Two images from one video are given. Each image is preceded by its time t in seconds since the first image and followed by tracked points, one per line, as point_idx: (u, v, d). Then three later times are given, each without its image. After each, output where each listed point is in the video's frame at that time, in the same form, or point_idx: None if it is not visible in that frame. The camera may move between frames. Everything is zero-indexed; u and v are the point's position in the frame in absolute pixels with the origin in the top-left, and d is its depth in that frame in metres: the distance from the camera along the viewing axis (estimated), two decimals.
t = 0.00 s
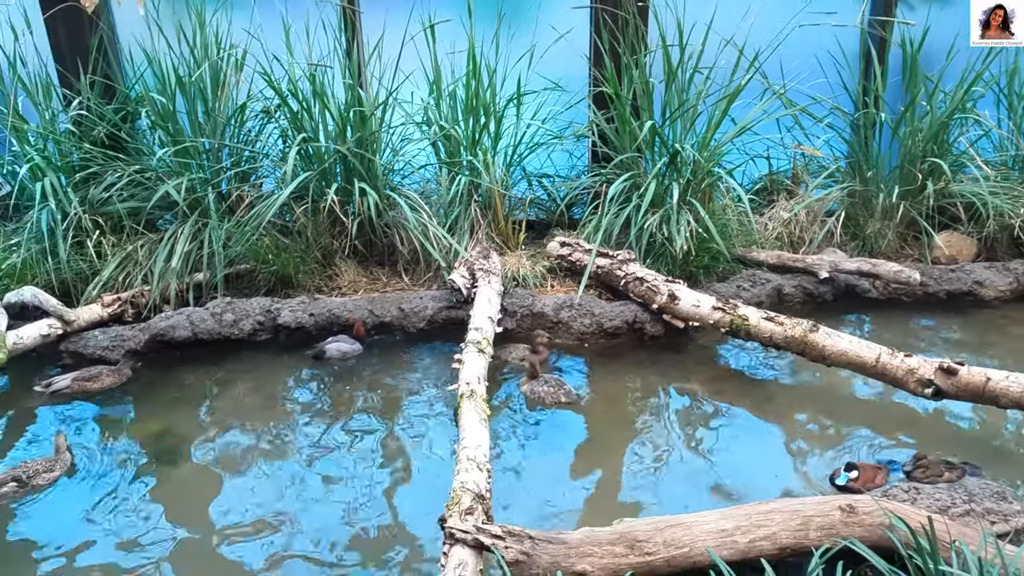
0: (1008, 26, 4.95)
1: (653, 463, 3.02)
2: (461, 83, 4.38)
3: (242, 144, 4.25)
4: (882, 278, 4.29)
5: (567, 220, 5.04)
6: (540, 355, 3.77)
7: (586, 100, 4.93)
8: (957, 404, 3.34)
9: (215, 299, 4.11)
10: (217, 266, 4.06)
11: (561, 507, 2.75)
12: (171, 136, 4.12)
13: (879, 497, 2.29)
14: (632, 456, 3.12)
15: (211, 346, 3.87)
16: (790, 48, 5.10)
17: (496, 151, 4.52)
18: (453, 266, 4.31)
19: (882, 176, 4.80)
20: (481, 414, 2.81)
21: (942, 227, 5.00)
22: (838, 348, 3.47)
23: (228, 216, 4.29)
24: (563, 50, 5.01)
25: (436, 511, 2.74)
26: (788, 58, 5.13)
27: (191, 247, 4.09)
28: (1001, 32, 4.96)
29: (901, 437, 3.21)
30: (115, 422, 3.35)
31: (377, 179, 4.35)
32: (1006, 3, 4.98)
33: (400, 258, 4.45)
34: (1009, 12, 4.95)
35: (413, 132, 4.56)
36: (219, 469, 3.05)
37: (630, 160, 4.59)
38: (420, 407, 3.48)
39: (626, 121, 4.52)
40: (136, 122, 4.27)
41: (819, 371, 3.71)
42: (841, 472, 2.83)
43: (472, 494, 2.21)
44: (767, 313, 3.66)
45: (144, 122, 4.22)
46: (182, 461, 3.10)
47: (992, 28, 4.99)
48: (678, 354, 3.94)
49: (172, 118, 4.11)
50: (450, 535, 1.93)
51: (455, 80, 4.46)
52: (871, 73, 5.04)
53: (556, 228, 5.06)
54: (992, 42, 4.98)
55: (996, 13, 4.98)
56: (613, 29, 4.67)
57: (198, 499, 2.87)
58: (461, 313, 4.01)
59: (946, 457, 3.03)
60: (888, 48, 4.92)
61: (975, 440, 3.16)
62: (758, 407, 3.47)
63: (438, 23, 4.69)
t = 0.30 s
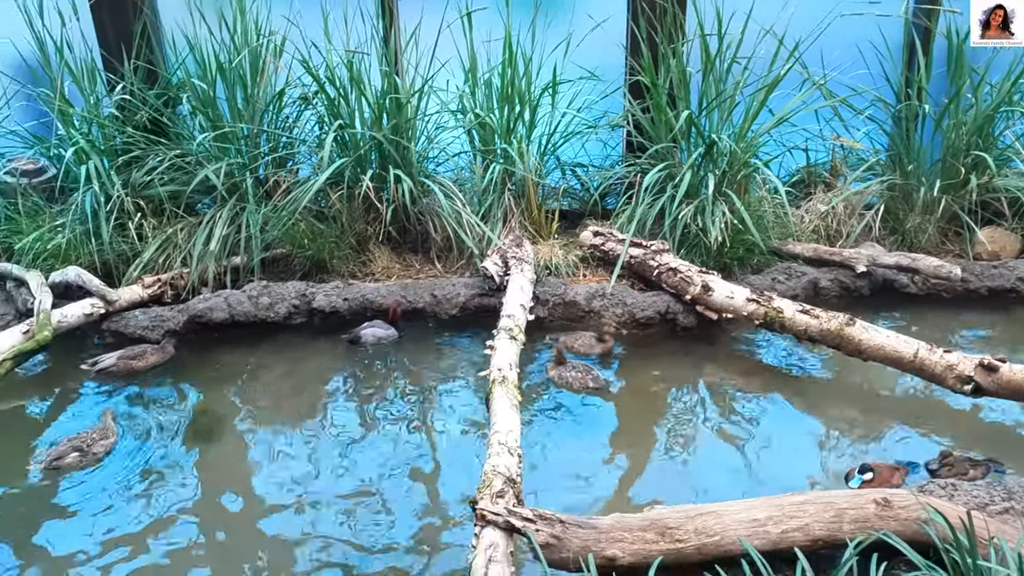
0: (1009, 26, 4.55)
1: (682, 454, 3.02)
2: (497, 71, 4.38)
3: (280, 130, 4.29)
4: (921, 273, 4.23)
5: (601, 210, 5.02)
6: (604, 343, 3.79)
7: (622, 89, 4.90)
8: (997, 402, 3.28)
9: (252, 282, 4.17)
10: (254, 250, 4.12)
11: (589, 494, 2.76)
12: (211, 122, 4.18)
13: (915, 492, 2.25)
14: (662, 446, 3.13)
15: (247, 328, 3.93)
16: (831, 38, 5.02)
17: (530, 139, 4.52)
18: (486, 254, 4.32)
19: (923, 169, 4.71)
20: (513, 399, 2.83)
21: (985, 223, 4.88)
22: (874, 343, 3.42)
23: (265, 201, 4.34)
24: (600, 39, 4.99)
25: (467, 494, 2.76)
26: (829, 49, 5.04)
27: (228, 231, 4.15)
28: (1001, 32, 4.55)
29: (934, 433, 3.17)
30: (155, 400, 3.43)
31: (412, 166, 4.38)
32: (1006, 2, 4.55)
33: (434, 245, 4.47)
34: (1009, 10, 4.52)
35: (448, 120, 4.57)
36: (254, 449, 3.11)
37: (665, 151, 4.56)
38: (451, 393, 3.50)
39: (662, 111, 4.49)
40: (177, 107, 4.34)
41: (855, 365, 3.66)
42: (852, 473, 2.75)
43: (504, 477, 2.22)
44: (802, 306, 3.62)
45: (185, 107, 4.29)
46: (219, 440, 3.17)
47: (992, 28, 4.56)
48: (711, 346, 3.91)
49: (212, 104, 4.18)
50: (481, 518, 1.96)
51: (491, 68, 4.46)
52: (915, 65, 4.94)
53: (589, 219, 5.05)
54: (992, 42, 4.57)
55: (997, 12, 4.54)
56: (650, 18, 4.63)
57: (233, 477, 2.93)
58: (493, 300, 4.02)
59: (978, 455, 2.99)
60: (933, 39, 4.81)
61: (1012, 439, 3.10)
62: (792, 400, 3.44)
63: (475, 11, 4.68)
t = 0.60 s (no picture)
0: (1009, 26, 4.56)
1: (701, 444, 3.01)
2: (521, 60, 4.38)
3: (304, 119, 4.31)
4: (947, 266, 4.18)
5: (622, 202, 4.99)
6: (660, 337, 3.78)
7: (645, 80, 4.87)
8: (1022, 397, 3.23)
9: (274, 271, 4.20)
10: (277, 238, 4.15)
11: (607, 482, 2.77)
12: (235, 110, 4.22)
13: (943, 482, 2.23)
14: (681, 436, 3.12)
15: (270, 315, 3.96)
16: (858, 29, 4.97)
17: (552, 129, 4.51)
18: (507, 244, 4.32)
19: (950, 162, 4.65)
20: (534, 387, 2.83)
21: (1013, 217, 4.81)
22: (899, 335, 3.39)
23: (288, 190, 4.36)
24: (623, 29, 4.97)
25: (487, 483, 2.77)
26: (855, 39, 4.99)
27: (252, 220, 4.18)
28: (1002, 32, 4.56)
29: (955, 428, 3.13)
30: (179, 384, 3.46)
31: (434, 156, 4.39)
32: (1006, 2, 4.60)
33: (455, 235, 4.48)
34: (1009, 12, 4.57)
35: (470, 110, 4.57)
36: (275, 435, 3.13)
37: (688, 142, 4.53)
38: (471, 382, 3.51)
39: (685, 102, 4.47)
40: (202, 96, 4.37)
41: (878, 358, 3.63)
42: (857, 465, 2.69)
43: (526, 463, 2.22)
44: (826, 298, 3.59)
45: (210, 96, 4.32)
46: (242, 424, 3.19)
47: (992, 28, 4.58)
48: (732, 338, 3.89)
49: (237, 93, 4.21)
50: (504, 502, 1.97)
51: (514, 58, 4.46)
52: (943, 56, 4.88)
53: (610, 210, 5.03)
54: (993, 42, 4.55)
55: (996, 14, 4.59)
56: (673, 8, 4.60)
57: (255, 462, 2.96)
58: (513, 290, 4.02)
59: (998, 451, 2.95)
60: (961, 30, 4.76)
61: None
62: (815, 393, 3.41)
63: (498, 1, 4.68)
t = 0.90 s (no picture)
0: (1008, 26, 4.56)
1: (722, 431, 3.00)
2: (544, 50, 4.37)
3: (326, 108, 4.33)
4: (974, 258, 4.13)
5: (643, 192, 4.97)
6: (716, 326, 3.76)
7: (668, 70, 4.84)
8: None
9: (298, 259, 4.23)
10: (300, 227, 4.18)
11: (629, 465, 2.77)
12: (259, 99, 4.24)
13: (973, 471, 2.20)
14: (702, 424, 3.11)
15: (293, 302, 3.99)
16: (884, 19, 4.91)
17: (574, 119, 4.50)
18: (529, 233, 4.33)
19: (977, 154, 4.60)
20: (558, 373, 2.83)
21: None
22: (926, 326, 3.36)
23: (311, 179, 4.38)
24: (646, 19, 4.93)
25: (510, 467, 2.79)
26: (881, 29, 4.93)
27: (275, 208, 4.21)
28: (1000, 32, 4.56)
29: (981, 418, 3.10)
30: (204, 368, 3.49)
31: (456, 145, 4.39)
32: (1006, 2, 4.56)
33: (477, 224, 4.48)
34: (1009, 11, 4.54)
35: (492, 100, 4.57)
36: (299, 420, 3.16)
37: (711, 132, 4.51)
38: (494, 369, 3.51)
39: (708, 91, 4.44)
40: (227, 85, 4.40)
41: (903, 350, 3.60)
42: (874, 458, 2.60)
43: (552, 447, 2.23)
44: (851, 288, 3.56)
45: (234, 86, 4.34)
46: (267, 409, 3.22)
47: (991, 29, 4.57)
48: (756, 328, 3.87)
49: (260, 82, 4.23)
50: (530, 485, 1.98)
51: (537, 47, 4.45)
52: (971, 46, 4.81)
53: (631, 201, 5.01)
54: (991, 43, 4.56)
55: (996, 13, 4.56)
56: None
57: (277, 448, 2.98)
58: (535, 280, 4.02)
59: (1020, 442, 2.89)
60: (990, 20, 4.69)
61: None
62: (839, 383, 3.39)
63: None
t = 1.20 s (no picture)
0: (1010, 26, 4.48)
1: (739, 422, 3.00)
2: (563, 40, 4.35)
3: (345, 99, 4.34)
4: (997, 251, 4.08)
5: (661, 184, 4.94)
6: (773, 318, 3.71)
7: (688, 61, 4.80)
8: None
9: (317, 249, 4.25)
10: (319, 217, 4.19)
11: (647, 453, 2.77)
12: (278, 89, 4.25)
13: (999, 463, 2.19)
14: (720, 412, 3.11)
15: (313, 292, 4.02)
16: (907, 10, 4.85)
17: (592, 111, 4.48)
18: (547, 224, 4.32)
19: (1000, 146, 4.55)
20: (578, 363, 2.83)
21: None
22: (948, 319, 3.33)
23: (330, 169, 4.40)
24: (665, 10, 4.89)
25: (529, 453, 2.80)
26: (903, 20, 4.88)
27: (295, 198, 4.22)
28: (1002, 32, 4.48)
29: (1002, 410, 3.08)
30: (226, 356, 3.52)
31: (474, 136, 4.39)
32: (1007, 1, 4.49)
33: (495, 215, 4.48)
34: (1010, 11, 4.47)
35: (511, 91, 4.56)
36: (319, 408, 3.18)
37: (730, 124, 4.47)
38: (512, 359, 3.52)
39: (728, 83, 4.41)
40: (246, 76, 4.41)
41: (924, 343, 3.58)
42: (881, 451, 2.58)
43: (572, 435, 2.23)
44: (872, 281, 3.53)
45: (254, 76, 4.36)
46: (288, 397, 3.24)
47: (992, 28, 4.51)
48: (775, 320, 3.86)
49: (279, 73, 4.24)
50: (552, 472, 1.99)
51: (554, 38, 4.43)
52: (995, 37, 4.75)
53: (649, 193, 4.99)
54: (992, 43, 4.49)
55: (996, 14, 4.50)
56: None
57: (296, 434, 3.00)
58: (553, 271, 4.01)
59: None
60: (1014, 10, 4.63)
61: None
62: (859, 375, 3.37)
63: None
